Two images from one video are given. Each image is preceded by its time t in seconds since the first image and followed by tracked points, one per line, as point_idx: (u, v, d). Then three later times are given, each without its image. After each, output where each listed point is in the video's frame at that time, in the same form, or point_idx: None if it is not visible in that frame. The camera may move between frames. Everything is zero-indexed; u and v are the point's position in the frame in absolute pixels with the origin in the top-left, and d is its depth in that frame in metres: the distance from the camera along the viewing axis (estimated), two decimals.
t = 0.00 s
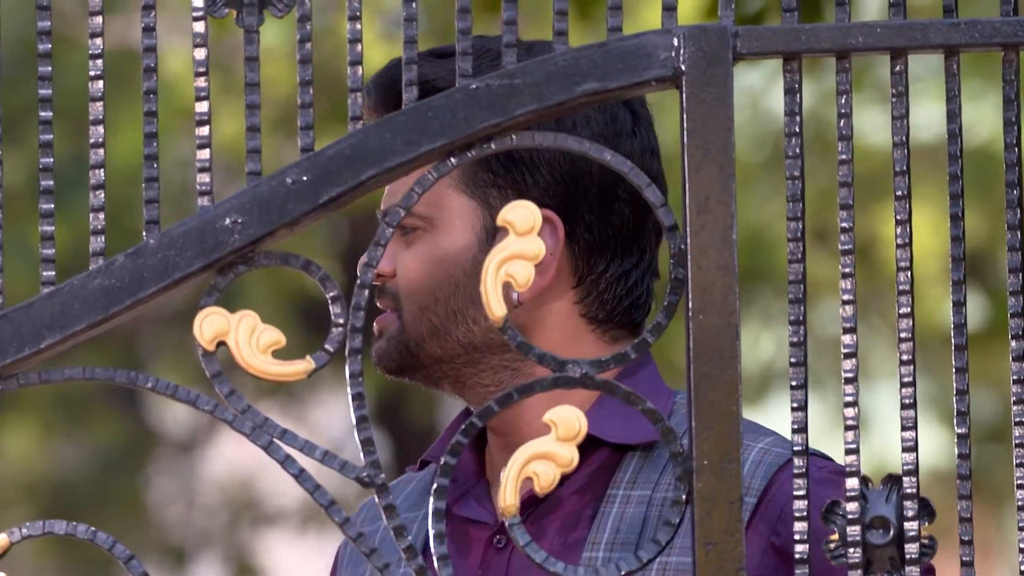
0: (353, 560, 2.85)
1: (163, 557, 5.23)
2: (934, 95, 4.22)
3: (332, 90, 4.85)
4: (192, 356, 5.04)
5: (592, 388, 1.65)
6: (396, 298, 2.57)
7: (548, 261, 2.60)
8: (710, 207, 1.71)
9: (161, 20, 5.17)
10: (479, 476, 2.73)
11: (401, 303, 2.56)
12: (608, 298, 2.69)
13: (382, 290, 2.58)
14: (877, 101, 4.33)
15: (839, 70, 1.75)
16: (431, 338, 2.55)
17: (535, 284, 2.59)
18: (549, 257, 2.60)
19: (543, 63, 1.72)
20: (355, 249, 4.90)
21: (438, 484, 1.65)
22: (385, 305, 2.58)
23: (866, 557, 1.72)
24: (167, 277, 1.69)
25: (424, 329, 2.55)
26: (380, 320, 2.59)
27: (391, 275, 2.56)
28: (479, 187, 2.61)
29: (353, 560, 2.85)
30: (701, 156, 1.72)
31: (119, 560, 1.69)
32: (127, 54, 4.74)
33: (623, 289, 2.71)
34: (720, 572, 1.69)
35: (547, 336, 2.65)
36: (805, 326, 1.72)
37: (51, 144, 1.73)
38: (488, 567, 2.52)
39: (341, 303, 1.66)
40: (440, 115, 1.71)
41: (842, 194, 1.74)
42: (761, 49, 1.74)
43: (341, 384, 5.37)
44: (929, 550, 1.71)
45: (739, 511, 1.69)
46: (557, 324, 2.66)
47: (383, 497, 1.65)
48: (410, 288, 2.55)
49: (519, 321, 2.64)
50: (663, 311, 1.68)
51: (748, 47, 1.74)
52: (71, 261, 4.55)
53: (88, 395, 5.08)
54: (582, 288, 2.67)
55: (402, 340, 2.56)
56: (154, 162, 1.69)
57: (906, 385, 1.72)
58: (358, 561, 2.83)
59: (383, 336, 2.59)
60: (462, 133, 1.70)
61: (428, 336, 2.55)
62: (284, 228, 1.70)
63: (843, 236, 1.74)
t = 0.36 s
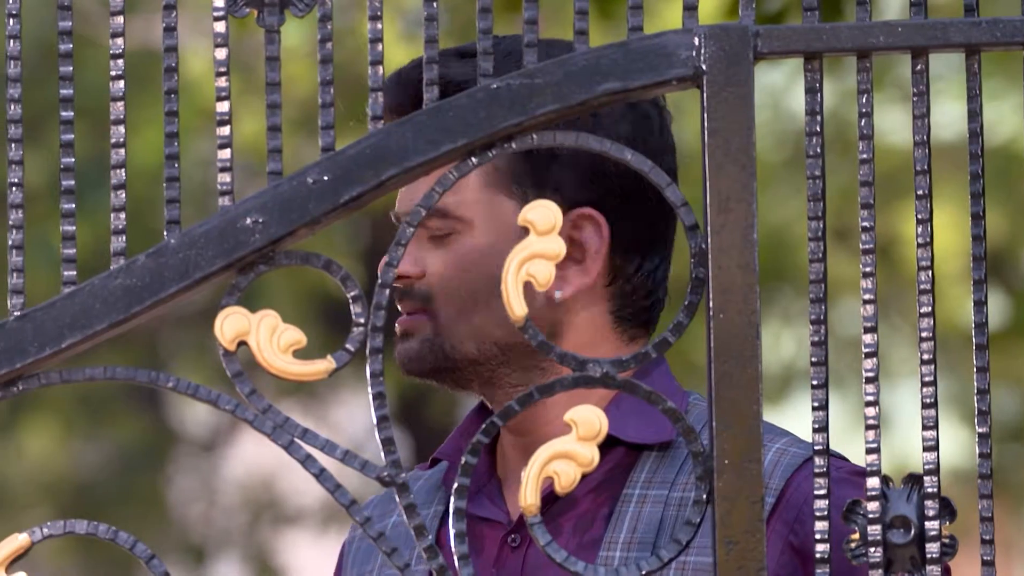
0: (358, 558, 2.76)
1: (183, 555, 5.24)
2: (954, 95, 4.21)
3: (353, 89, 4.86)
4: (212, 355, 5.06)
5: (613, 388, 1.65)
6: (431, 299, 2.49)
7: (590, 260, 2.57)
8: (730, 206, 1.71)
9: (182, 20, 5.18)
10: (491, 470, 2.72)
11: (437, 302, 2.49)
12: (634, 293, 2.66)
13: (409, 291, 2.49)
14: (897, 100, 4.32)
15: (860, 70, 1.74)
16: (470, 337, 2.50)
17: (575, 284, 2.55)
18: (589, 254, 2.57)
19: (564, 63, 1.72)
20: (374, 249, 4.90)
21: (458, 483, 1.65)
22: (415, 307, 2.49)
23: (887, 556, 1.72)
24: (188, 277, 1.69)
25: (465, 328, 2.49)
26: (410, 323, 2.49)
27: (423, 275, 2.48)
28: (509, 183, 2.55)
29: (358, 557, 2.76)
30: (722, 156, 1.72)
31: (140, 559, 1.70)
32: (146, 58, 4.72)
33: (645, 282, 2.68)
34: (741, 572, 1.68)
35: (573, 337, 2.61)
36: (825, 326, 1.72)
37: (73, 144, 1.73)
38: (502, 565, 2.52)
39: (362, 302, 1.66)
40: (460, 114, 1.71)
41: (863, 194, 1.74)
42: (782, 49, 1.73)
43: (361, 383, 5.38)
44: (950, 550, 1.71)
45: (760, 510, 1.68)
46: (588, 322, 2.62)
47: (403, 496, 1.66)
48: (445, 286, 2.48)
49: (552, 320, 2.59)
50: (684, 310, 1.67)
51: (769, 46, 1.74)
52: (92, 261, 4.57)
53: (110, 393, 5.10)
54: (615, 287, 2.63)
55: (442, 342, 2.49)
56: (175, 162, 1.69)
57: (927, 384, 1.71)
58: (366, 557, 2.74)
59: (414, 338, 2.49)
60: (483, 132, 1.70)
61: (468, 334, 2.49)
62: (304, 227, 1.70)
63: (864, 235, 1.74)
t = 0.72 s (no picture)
0: (337, 559, 2.73)
1: (186, 554, 5.25)
2: (958, 92, 4.21)
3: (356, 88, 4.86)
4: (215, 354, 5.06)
5: (615, 386, 1.65)
6: (574, 283, 2.19)
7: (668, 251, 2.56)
8: (732, 204, 1.71)
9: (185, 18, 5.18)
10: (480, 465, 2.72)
11: (583, 287, 2.19)
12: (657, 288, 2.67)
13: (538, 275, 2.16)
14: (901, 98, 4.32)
15: (863, 67, 1.74)
16: (615, 320, 2.22)
17: (666, 271, 2.55)
18: (670, 244, 2.56)
19: (566, 60, 1.72)
20: (377, 247, 4.90)
21: (461, 480, 1.65)
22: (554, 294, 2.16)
23: (890, 554, 1.72)
24: (191, 275, 1.70)
25: (614, 313, 2.21)
26: (544, 312, 2.15)
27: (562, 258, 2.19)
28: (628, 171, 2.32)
29: (337, 558, 2.73)
30: (724, 153, 1.72)
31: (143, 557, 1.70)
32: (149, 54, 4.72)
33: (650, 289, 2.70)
34: (744, 569, 1.68)
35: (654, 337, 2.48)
36: (828, 324, 1.72)
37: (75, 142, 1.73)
38: (506, 564, 2.51)
39: (364, 300, 1.66)
40: (463, 112, 1.71)
41: (865, 191, 1.73)
42: (784, 46, 1.73)
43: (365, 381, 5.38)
44: (952, 547, 1.71)
45: (762, 508, 1.68)
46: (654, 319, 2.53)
47: (406, 493, 1.66)
48: (587, 269, 2.20)
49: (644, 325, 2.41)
50: (686, 308, 1.67)
51: (771, 43, 1.74)
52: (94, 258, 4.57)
53: (116, 392, 5.11)
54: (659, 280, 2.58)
55: (593, 328, 2.18)
56: (178, 160, 1.69)
57: (930, 382, 1.71)
58: (347, 550, 2.72)
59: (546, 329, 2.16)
60: (485, 129, 1.70)
61: (615, 319, 2.21)
62: (307, 225, 1.70)
63: (867, 232, 1.73)
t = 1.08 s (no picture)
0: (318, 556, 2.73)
1: (180, 553, 5.22)
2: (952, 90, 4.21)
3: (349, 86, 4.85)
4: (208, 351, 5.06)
5: (609, 383, 1.65)
6: (580, 279, 2.21)
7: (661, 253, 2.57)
8: (727, 202, 1.71)
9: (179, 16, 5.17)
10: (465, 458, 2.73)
11: (591, 283, 2.21)
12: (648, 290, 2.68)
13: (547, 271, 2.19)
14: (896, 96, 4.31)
15: (857, 66, 1.74)
16: (618, 319, 2.25)
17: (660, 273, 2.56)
18: (663, 246, 2.57)
19: (560, 59, 1.72)
20: (372, 245, 4.90)
21: (454, 478, 1.65)
22: (560, 291, 2.20)
23: (883, 551, 1.72)
24: (185, 273, 1.69)
25: (618, 311, 2.24)
26: (550, 309, 2.19)
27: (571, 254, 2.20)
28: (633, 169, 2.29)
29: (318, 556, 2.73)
30: (718, 151, 1.72)
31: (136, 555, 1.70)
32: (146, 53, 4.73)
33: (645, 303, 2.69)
34: (738, 568, 1.68)
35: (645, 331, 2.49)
36: (822, 322, 1.72)
37: (69, 140, 1.73)
38: (499, 562, 2.51)
39: (358, 298, 1.66)
40: (456, 110, 1.71)
41: (859, 189, 1.74)
42: (778, 44, 1.73)
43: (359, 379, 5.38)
44: (946, 545, 1.71)
45: (756, 507, 1.68)
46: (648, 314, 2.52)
47: (400, 492, 1.66)
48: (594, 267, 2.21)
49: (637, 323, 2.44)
50: (680, 306, 1.68)
51: (765, 42, 1.74)
52: (89, 256, 4.57)
53: (109, 390, 5.10)
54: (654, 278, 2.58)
55: (598, 326, 2.22)
56: (172, 158, 1.69)
57: (924, 380, 1.71)
58: (330, 546, 2.72)
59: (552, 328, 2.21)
60: (480, 127, 1.70)
61: (618, 318, 2.24)
62: (300, 224, 1.70)
63: (860, 231, 1.73)
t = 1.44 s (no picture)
0: (296, 552, 2.66)
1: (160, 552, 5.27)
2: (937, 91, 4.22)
3: (334, 87, 4.84)
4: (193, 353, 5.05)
5: (594, 385, 1.65)
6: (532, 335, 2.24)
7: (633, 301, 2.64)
8: (711, 204, 1.71)
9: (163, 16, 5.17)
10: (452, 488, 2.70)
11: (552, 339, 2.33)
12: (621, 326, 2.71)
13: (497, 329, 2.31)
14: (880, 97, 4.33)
15: (841, 67, 1.75)
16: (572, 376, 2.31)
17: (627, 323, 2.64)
18: (634, 297, 2.65)
19: (545, 60, 1.72)
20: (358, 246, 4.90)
21: (439, 480, 1.65)
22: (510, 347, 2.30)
23: (867, 553, 1.72)
24: (169, 274, 1.69)
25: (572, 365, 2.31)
26: (500, 369, 2.33)
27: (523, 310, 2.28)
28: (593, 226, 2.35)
29: (297, 552, 2.65)
30: (702, 153, 1.72)
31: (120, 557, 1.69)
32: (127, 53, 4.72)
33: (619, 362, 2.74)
34: (722, 569, 1.69)
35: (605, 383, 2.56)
36: (806, 324, 1.72)
37: (53, 141, 1.72)
38: None
39: (343, 299, 1.66)
40: (441, 111, 1.71)
41: (843, 191, 1.74)
42: (762, 46, 1.74)
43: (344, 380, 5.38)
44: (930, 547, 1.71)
45: (740, 508, 1.69)
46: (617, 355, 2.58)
47: (385, 494, 1.65)
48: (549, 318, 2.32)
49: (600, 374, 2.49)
50: (664, 308, 1.68)
51: (750, 43, 1.74)
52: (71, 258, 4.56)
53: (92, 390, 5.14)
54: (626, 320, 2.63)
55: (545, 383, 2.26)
56: (156, 159, 1.68)
57: (908, 381, 1.71)
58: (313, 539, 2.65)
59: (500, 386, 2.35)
60: (464, 129, 1.70)
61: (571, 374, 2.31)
62: (285, 225, 1.70)
63: (845, 232, 1.74)
